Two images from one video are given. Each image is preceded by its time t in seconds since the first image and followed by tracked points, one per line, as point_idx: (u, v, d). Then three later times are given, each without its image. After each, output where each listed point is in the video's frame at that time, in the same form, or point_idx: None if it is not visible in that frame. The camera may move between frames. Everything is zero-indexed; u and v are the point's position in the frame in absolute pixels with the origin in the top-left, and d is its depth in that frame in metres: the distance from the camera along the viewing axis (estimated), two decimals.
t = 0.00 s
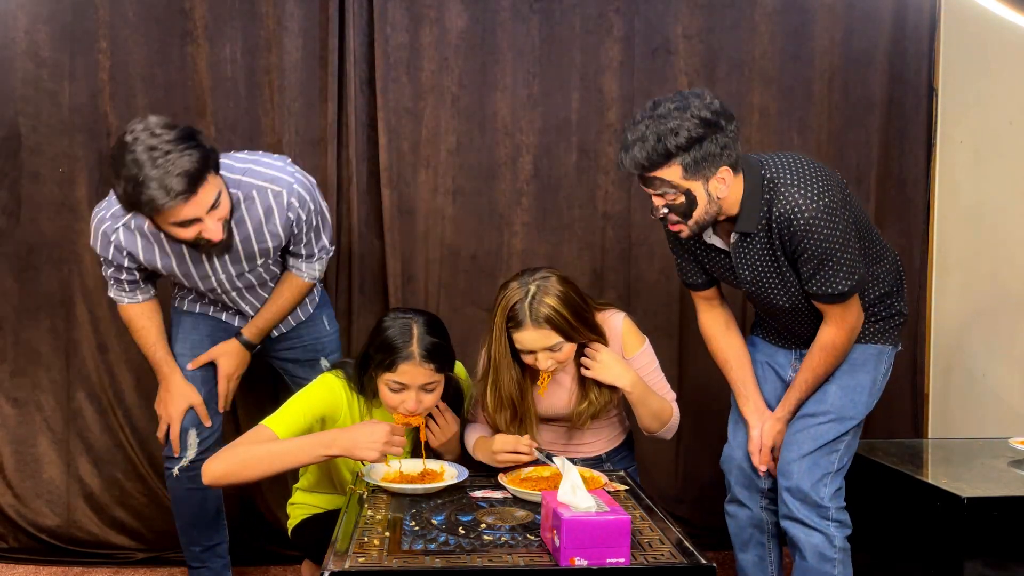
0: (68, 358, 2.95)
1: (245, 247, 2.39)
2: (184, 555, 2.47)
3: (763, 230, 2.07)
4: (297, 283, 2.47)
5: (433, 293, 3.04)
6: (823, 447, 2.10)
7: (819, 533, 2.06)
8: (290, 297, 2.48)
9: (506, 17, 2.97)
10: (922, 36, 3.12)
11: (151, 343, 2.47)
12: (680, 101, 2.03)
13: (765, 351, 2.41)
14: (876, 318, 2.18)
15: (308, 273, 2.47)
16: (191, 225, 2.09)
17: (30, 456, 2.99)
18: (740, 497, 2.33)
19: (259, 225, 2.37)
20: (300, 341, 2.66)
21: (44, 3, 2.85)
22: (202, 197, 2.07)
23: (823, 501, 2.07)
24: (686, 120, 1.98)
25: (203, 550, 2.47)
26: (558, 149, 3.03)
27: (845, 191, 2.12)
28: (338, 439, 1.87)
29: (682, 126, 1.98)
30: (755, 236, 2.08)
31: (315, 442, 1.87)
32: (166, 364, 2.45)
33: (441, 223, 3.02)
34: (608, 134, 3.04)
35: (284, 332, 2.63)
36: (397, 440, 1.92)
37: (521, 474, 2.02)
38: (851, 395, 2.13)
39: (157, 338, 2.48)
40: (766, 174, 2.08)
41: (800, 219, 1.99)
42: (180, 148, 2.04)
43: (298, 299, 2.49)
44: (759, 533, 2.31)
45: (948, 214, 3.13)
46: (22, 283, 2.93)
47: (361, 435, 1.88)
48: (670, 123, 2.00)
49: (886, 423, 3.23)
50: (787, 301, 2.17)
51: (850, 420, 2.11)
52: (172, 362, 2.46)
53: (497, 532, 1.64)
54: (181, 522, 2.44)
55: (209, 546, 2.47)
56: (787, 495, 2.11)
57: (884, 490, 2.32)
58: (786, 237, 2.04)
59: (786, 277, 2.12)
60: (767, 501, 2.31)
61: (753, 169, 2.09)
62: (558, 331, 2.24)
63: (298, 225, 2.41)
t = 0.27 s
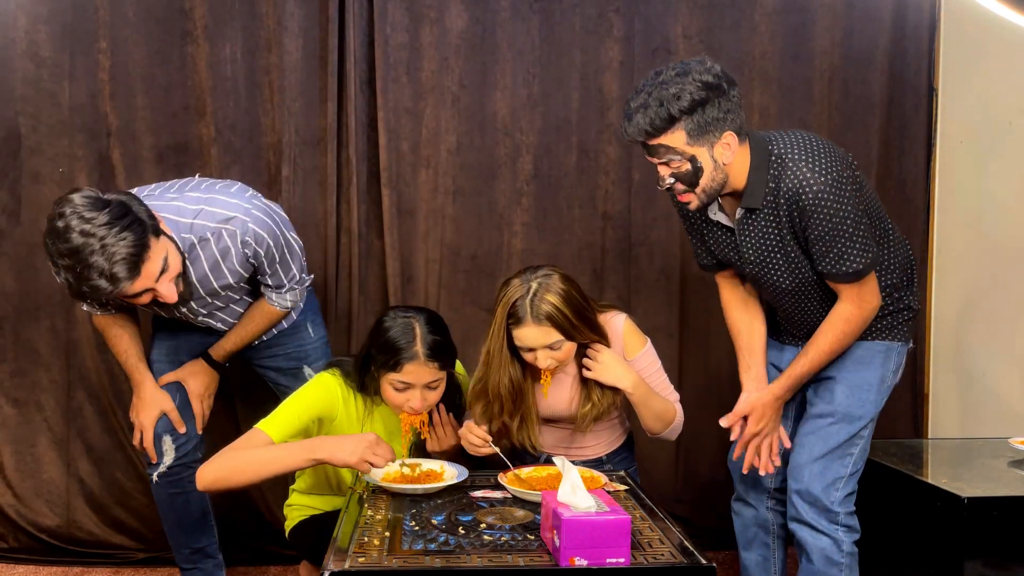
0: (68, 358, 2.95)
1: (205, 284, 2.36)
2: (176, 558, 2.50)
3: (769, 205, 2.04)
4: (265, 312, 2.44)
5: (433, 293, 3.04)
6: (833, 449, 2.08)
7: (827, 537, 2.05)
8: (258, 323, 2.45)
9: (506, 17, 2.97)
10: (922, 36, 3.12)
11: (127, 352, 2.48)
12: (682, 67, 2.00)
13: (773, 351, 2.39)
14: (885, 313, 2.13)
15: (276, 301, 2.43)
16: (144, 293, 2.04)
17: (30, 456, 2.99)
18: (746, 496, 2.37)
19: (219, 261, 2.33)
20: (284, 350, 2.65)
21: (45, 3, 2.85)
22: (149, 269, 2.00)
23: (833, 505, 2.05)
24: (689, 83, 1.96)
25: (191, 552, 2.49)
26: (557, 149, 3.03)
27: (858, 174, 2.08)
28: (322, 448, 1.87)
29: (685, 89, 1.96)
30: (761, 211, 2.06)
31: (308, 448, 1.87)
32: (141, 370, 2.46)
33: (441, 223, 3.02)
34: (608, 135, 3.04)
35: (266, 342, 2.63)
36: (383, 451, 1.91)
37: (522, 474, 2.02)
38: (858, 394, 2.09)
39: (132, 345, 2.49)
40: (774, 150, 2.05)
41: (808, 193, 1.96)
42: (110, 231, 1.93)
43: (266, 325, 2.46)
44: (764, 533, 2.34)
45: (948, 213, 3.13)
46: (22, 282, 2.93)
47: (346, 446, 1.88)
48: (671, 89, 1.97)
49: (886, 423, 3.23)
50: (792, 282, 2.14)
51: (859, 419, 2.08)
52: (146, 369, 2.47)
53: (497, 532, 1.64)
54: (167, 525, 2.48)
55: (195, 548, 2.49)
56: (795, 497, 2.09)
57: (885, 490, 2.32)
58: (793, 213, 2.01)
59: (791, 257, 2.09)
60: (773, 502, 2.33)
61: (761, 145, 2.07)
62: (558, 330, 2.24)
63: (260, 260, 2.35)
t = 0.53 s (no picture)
0: (68, 358, 2.95)
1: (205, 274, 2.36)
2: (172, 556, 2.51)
3: (779, 219, 2.02)
4: (255, 316, 2.42)
5: (433, 293, 3.04)
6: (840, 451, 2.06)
7: (833, 539, 2.05)
8: (250, 329, 2.44)
9: (506, 18, 2.97)
10: (922, 36, 3.12)
11: (119, 358, 2.46)
12: (696, 86, 1.97)
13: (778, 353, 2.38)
14: (895, 314, 2.11)
15: (265, 309, 2.41)
16: (149, 270, 2.04)
17: (30, 456, 2.99)
18: (747, 496, 2.37)
19: (219, 251, 2.33)
20: (277, 349, 2.66)
21: (45, 3, 2.85)
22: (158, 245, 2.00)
23: (840, 508, 2.04)
24: (704, 103, 1.93)
25: (186, 552, 2.50)
26: (557, 149, 3.03)
27: (864, 179, 2.07)
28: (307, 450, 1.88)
29: (700, 110, 1.92)
30: (771, 226, 2.04)
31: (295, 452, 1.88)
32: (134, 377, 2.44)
33: (441, 223, 3.02)
34: (608, 134, 3.04)
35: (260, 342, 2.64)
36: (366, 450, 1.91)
37: (522, 474, 2.02)
38: (868, 396, 2.07)
39: (124, 351, 2.48)
40: (783, 163, 2.03)
41: (818, 209, 1.94)
42: (124, 199, 1.95)
43: (258, 331, 2.45)
44: (766, 533, 2.34)
45: (948, 213, 3.13)
46: (22, 282, 2.93)
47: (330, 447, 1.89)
48: (687, 108, 1.94)
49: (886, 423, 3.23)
50: (802, 293, 2.12)
51: (868, 421, 2.06)
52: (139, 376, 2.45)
53: (497, 532, 1.64)
54: (161, 525, 2.49)
55: (189, 548, 2.50)
56: (802, 499, 2.09)
57: (885, 490, 2.32)
58: (804, 228, 1.99)
59: (802, 269, 2.07)
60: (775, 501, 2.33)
61: (769, 158, 2.04)
62: (561, 328, 2.24)
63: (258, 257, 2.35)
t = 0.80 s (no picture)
0: (68, 358, 2.96)
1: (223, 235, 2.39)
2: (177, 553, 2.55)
3: (783, 238, 2.02)
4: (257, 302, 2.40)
5: (433, 293, 3.04)
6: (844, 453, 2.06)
7: (837, 540, 2.05)
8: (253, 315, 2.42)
9: (506, 18, 2.98)
10: (922, 36, 3.12)
11: (135, 353, 2.43)
12: (708, 109, 1.90)
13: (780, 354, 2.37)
14: (897, 315, 2.11)
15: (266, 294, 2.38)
16: (198, 166, 2.10)
17: (31, 456, 2.99)
18: (745, 497, 2.37)
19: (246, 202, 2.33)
20: (280, 341, 2.67)
21: (45, 3, 2.85)
22: (215, 136, 2.08)
23: (845, 510, 2.04)
24: (714, 132, 1.88)
25: (192, 548, 2.54)
26: (557, 149, 3.04)
27: (865, 188, 2.06)
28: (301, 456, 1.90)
29: (710, 138, 1.88)
30: (775, 245, 2.03)
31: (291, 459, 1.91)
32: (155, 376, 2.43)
33: (441, 223, 3.02)
34: (608, 135, 3.04)
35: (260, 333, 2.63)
36: (354, 447, 1.91)
37: (522, 474, 2.02)
38: (871, 398, 2.07)
39: (140, 343, 2.44)
40: (785, 180, 2.02)
41: (822, 228, 1.93)
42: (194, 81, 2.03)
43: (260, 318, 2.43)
44: (764, 533, 2.34)
45: (947, 213, 3.13)
46: (22, 283, 2.93)
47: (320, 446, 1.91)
48: (697, 134, 1.89)
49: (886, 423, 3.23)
50: (806, 306, 2.12)
51: (872, 423, 2.06)
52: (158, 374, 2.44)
53: (497, 532, 1.64)
54: (171, 519, 2.52)
55: (198, 544, 2.55)
56: (807, 502, 2.08)
57: (885, 490, 2.32)
58: (807, 246, 1.98)
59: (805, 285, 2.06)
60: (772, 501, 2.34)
61: (772, 175, 2.02)
62: (564, 319, 2.25)
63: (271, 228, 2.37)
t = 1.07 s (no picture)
0: (68, 358, 2.96)
1: (287, 199, 2.41)
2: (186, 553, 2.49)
3: (779, 242, 2.01)
4: (316, 265, 2.47)
5: (433, 294, 3.04)
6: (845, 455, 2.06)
7: (836, 542, 2.05)
8: (313, 287, 2.47)
9: (506, 18, 2.97)
10: (922, 36, 3.12)
11: (162, 337, 2.36)
12: (688, 121, 1.92)
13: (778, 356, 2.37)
14: (897, 315, 2.11)
15: (325, 257, 2.48)
16: (288, 94, 2.23)
17: (30, 456, 2.99)
18: (743, 498, 2.36)
19: (321, 152, 2.40)
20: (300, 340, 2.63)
21: (45, 3, 2.85)
22: (310, 67, 2.23)
23: (845, 512, 2.04)
24: (694, 144, 1.89)
25: (205, 550, 2.49)
26: (558, 149, 3.03)
27: (861, 189, 2.05)
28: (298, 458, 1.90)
29: (690, 150, 1.88)
30: (771, 249, 2.03)
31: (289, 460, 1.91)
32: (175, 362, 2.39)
33: (442, 223, 3.02)
34: (609, 135, 3.04)
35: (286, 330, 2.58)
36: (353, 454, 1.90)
37: (522, 474, 2.02)
38: (871, 399, 2.06)
39: (168, 328, 2.36)
40: (779, 185, 2.02)
41: (819, 229, 1.93)
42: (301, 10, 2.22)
43: (324, 283, 2.49)
44: (762, 533, 2.34)
45: (947, 213, 3.14)
46: (22, 283, 2.93)
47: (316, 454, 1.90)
48: (677, 147, 1.90)
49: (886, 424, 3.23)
50: (803, 311, 2.11)
51: (872, 424, 2.06)
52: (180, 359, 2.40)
53: (497, 532, 1.64)
54: (184, 521, 2.46)
55: (212, 546, 2.49)
56: (806, 504, 2.08)
57: (884, 490, 2.32)
58: (804, 249, 1.98)
59: (802, 289, 2.06)
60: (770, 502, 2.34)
61: (765, 180, 2.03)
62: (566, 315, 2.25)
63: (334, 193, 2.47)
